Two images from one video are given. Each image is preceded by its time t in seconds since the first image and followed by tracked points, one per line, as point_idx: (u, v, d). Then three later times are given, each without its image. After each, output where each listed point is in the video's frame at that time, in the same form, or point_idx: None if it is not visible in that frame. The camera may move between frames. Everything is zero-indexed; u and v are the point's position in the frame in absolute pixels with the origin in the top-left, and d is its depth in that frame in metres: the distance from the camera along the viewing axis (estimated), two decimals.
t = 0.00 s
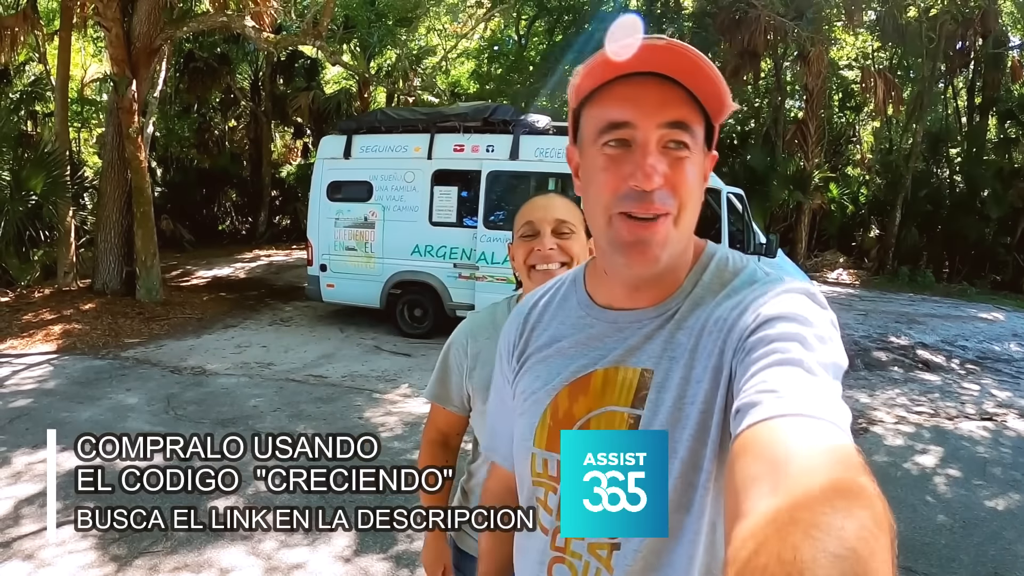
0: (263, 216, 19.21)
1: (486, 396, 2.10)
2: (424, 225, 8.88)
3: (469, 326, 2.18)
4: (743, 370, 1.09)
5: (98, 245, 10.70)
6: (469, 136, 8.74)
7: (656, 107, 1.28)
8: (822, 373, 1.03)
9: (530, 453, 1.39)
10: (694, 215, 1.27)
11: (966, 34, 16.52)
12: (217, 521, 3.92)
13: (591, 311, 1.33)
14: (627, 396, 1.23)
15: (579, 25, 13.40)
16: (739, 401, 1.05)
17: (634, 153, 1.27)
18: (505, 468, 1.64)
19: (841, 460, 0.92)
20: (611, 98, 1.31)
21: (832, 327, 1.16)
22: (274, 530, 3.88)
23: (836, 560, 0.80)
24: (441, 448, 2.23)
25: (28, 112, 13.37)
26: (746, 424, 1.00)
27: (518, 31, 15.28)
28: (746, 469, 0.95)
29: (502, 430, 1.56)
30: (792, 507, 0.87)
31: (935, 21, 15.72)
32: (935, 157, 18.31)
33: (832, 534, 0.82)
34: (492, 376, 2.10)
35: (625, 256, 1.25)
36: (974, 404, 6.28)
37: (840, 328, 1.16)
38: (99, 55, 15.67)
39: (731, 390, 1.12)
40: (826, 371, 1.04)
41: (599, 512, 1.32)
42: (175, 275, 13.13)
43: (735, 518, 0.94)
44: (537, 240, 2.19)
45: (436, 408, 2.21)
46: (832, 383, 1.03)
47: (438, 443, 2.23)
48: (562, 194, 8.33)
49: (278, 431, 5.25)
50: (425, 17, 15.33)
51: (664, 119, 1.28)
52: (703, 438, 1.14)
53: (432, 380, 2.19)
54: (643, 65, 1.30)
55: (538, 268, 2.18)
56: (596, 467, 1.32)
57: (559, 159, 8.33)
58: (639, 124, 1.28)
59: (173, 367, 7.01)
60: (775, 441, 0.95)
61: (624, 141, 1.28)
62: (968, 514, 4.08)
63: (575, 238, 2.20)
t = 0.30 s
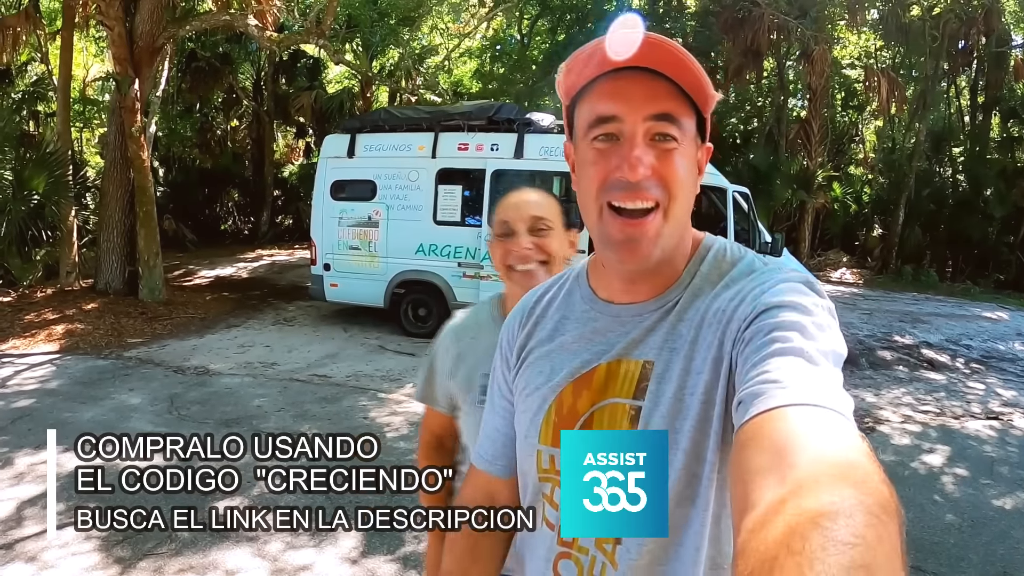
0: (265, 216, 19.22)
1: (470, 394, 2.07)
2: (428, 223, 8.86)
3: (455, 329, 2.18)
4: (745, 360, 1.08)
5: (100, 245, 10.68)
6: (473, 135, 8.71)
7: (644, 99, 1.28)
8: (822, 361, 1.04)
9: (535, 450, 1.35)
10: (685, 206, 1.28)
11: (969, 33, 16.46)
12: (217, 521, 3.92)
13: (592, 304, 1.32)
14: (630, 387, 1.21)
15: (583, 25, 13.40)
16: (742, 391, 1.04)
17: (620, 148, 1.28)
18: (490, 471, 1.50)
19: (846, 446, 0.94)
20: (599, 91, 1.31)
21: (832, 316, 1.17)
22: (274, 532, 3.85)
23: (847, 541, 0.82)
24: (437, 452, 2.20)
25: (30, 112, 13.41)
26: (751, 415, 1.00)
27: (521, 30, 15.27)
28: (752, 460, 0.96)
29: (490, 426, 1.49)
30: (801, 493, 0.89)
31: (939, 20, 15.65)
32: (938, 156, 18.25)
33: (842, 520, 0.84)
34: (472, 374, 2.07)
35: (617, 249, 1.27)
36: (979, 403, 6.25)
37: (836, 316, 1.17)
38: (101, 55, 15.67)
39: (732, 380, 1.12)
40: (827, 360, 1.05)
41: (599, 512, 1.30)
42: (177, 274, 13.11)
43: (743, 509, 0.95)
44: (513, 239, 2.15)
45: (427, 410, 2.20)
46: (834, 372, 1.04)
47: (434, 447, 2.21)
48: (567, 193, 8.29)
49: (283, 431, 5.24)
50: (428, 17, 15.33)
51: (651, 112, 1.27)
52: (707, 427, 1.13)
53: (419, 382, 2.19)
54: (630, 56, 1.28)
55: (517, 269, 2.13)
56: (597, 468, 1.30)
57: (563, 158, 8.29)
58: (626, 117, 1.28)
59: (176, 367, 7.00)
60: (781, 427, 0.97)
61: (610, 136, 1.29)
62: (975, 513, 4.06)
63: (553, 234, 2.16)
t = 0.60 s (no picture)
0: (263, 215, 19.28)
1: (398, 386, 2.17)
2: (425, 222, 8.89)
3: (386, 320, 2.26)
4: (737, 366, 1.08)
5: (100, 244, 10.71)
6: (469, 134, 8.75)
7: (646, 104, 1.33)
8: (814, 369, 1.02)
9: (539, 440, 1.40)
10: (686, 209, 1.31)
11: (964, 32, 16.50)
12: (216, 521, 3.92)
13: (596, 301, 1.36)
14: (620, 380, 1.23)
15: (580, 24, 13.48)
16: (732, 399, 1.04)
17: (623, 148, 1.33)
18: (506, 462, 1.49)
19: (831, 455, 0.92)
20: (605, 97, 1.38)
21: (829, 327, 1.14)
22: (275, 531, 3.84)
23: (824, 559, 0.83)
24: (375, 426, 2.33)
25: (28, 112, 13.42)
26: (739, 424, 1.00)
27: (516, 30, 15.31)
28: (739, 471, 0.96)
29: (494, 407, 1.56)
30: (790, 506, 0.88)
31: (932, 19, 15.76)
32: (933, 154, 18.35)
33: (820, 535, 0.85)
34: (401, 368, 2.17)
35: (618, 247, 1.31)
36: (969, 398, 6.33)
37: (833, 322, 1.13)
38: (99, 55, 15.69)
39: (726, 387, 1.11)
40: (820, 368, 1.02)
41: (599, 512, 1.30)
42: (176, 274, 13.14)
43: (731, 518, 0.95)
44: (438, 243, 2.20)
45: (357, 401, 2.31)
46: (823, 379, 1.01)
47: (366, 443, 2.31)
48: (562, 192, 8.33)
49: (283, 427, 5.29)
50: (425, 16, 15.39)
51: (652, 116, 1.32)
52: (698, 427, 1.13)
53: (349, 372, 2.28)
54: (633, 67, 1.36)
55: (440, 271, 2.19)
56: (597, 467, 1.31)
57: (558, 158, 8.34)
58: (630, 120, 1.33)
59: (176, 365, 7.04)
60: (765, 439, 0.96)
61: (615, 138, 1.34)
62: (962, 505, 4.13)
63: (477, 241, 2.20)
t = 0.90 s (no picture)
0: (252, 216, 19.26)
1: (397, 380, 2.20)
2: (413, 223, 8.94)
3: (385, 318, 2.30)
4: (735, 375, 1.11)
5: (91, 247, 10.68)
6: (456, 136, 8.79)
7: (641, 98, 1.36)
8: (816, 381, 1.06)
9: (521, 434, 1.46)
10: (678, 206, 1.32)
11: (949, 31, 16.74)
12: (217, 521, 3.85)
13: (592, 305, 1.42)
14: (607, 384, 1.27)
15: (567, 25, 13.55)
16: (732, 409, 1.07)
17: (615, 143, 1.36)
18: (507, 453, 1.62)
19: (843, 470, 0.97)
20: (606, 91, 1.41)
21: (825, 335, 1.17)
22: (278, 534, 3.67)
23: (844, 566, 0.85)
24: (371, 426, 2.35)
25: (16, 115, 13.35)
26: (742, 436, 1.03)
27: (504, 30, 15.34)
28: (745, 481, 1.01)
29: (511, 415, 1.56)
30: (813, 519, 0.92)
31: (917, 19, 15.90)
32: (919, 152, 18.52)
33: (837, 543, 0.88)
34: (400, 362, 2.20)
35: (609, 238, 1.34)
36: (952, 393, 6.43)
37: (829, 335, 1.17)
38: (87, 57, 15.62)
39: (722, 395, 1.13)
40: (820, 379, 1.07)
41: (599, 512, 1.29)
42: (166, 276, 13.13)
43: (738, 532, 0.99)
44: (442, 240, 2.24)
45: (359, 396, 2.34)
46: (824, 391, 1.06)
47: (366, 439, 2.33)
48: (548, 192, 8.39)
49: (274, 426, 5.32)
50: (414, 17, 15.37)
51: (647, 111, 1.34)
52: (687, 439, 1.14)
53: (351, 369, 2.31)
54: (634, 62, 1.38)
55: (443, 268, 2.22)
56: (596, 468, 1.30)
57: (544, 159, 8.41)
58: (626, 115, 1.36)
59: (169, 367, 7.06)
60: (773, 449, 1.00)
61: (609, 133, 1.37)
62: (941, 496, 4.23)
63: (479, 240, 2.25)
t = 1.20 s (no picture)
0: (237, 217, 19.19)
1: (407, 368, 2.24)
2: (401, 223, 8.97)
3: (393, 307, 2.32)
4: (753, 369, 1.08)
5: (78, 248, 10.60)
6: (443, 135, 8.80)
7: (637, 90, 1.34)
8: (836, 377, 1.04)
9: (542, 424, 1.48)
10: (675, 193, 1.29)
11: (931, 31, 16.93)
12: (217, 520, 3.88)
13: (619, 296, 1.42)
14: (627, 371, 1.27)
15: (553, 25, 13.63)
16: (750, 403, 1.04)
17: (612, 134, 1.35)
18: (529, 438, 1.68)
19: (859, 465, 0.94)
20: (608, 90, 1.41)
21: (846, 333, 1.13)
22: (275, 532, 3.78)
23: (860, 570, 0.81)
24: (374, 421, 2.35)
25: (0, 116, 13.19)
26: (758, 431, 1.01)
27: (490, 31, 15.38)
28: (758, 474, 0.98)
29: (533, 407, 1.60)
30: (819, 511, 0.89)
31: (899, 19, 16.04)
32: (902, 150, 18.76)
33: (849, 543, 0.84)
34: (410, 350, 2.23)
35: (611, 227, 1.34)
36: (933, 385, 6.55)
37: (853, 332, 1.14)
38: (71, 57, 15.48)
39: (741, 388, 1.10)
40: (840, 377, 1.04)
41: (599, 512, 1.34)
42: (153, 277, 13.05)
43: (746, 526, 0.96)
44: (457, 231, 2.26)
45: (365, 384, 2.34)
46: (845, 388, 1.03)
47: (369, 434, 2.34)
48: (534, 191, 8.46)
49: (265, 424, 5.33)
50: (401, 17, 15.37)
51: (638, 101, 1.32)
52: (700, 432, 1.12)
53: (360, 356, 2.31)
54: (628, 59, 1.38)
55: (457, 258, 2.25)
56: (597, 468, 1.35)
57: (530, 158, 8.45)
58: (622, 107, 1.35)
59: (158, 367, 7.03)
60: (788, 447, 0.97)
61: (609, 124, 1.37)
62: (923, 484, 4.32)
63: (492, 230, 2.29)
